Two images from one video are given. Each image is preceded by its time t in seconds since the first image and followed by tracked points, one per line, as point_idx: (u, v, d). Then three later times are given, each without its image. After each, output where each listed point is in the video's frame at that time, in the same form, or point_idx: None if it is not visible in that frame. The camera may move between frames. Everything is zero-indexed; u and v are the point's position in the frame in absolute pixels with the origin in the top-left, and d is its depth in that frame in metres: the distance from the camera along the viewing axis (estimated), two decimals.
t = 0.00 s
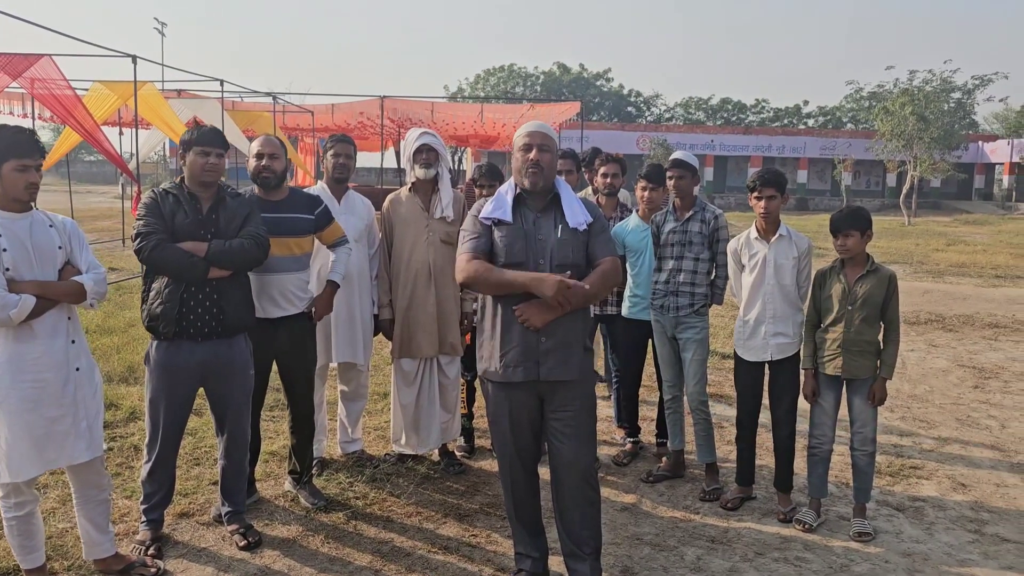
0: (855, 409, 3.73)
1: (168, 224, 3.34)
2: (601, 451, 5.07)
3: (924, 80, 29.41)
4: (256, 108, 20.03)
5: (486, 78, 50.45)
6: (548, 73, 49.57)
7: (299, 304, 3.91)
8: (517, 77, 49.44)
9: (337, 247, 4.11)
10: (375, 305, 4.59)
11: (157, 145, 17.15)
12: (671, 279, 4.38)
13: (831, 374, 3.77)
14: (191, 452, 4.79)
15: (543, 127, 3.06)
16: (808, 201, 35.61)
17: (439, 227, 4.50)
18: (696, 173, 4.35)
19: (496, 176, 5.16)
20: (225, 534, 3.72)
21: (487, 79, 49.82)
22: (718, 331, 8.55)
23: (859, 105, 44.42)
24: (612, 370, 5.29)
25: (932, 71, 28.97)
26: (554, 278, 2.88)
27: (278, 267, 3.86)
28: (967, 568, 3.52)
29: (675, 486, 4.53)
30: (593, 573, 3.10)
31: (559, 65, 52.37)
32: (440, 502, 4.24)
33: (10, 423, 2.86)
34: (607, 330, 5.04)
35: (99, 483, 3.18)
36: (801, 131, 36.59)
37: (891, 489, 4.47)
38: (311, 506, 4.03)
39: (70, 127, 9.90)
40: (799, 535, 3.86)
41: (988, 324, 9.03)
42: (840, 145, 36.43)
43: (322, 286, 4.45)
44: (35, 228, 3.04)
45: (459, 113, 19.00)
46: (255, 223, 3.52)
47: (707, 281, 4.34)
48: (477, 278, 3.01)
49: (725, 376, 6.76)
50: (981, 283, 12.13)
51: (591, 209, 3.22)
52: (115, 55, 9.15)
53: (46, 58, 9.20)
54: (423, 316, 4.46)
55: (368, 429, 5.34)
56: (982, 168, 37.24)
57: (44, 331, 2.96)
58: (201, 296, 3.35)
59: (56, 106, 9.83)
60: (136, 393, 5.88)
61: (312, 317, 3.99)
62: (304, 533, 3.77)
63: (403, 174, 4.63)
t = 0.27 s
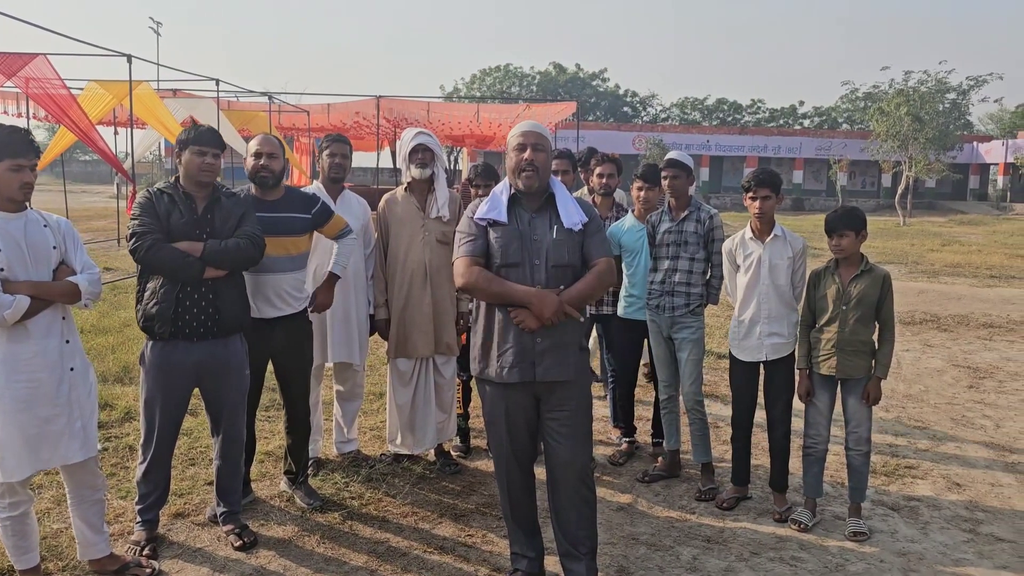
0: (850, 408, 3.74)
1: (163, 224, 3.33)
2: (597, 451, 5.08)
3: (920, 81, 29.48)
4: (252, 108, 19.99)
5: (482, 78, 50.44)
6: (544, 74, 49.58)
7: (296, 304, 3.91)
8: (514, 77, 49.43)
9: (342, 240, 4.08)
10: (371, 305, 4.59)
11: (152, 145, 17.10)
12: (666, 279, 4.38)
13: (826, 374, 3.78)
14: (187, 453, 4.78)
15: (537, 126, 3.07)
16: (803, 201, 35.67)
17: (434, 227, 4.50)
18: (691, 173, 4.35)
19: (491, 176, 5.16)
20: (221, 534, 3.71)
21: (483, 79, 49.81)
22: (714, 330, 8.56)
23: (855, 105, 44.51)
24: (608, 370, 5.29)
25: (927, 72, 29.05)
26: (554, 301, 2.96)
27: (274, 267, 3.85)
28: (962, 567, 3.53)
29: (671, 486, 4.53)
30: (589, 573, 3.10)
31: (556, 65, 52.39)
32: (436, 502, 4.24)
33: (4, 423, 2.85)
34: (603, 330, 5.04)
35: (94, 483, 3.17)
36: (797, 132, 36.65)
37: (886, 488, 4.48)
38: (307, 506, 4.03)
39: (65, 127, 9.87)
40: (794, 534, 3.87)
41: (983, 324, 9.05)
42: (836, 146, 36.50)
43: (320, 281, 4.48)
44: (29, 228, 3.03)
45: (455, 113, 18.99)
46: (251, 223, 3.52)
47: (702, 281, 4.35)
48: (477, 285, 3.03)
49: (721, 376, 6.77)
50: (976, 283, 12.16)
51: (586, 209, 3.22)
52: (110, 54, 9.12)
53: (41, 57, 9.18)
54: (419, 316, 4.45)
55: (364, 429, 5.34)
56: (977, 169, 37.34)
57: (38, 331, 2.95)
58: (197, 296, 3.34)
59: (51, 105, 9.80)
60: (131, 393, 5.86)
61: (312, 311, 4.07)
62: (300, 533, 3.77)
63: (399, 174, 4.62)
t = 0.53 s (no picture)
0: (845, 408, 3.75)
1: (157, 224, 3.32)
2: (593, 452, 5.08)
3: (914, 82, 29.58)
4: (247, 108, 19.96)
5: (478, 78, 50.44)
6: (540, 74, 49.61)
7: (292, 304, 3.91)
8: (510, 78, 49.45)
9: (340, 233, 4.09)
10: (366, 305, 4.58)
11: (147, 145, 17.05)
12: (662, 279, 4.38)
13: (821, 374, 3.78)
14: (182, 453, 4.76)
15: (534, 127, 3.07)
16: (799, 202, 35.76)
17: (430, 227, 4.49)
18: (686, 174, 4.36)
19: (487, 176, 5.16)
20: (216, 535, 3.70)
21: (479, 80, 49.83)
22: (709, 331, 8.58)
23: (850, 106, 44.63)
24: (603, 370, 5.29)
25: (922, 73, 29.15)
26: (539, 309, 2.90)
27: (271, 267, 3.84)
28: (956, 567, 3.54)
29: (666, 486, 4.53)
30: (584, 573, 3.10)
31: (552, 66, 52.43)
32: (432, 502, 4.24)
33: None
34: (598, 330, 5.04)
35: (88, 484, 3.16)
36: (792, 133, 36.73)
37: (881, 488, 4.49)
38: (302, 507, 4.02)
39: (59, 127, 9.85)
40: (790, 534, 3.87)
41: (977, 324, 9.08)
42: (831, 146, 36.59)
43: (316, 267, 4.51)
44: (24, 228, 3.01)
45: (451, 113, 18.99)
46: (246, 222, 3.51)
47: (698, 282, 4.35)
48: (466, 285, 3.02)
49: (716, 376, 6.78)
50: (970, 283, 12.21)
51: (582, 209, 3.22)
52: (104, 54, 9.11)
53: (35, 56, 9.19)
54: (414, 316, 4.45)
55: (360, 429, 5.33)
56: (971, 170, 37.47)
57: (32, 332, 2.94)
58: (192, 296, 3.33)
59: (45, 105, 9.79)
60: (126, 394, 5.84)
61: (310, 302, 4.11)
62: (295, 534, 3.76)
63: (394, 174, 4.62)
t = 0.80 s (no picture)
0: (840, 409, 3.76)
1: (152, 223, 3.30)
2: (588, 452, 5.08)
3: (909, 84, 29.68)
4: (243, 108, 19.92)
5: (474, 79, 50.45)
6: (536, 75, 49.63)
7: (287, 304, 3.90)
8: (505, 78, 49.47)
9: (336, 237, 4.08)
10: (362, 306, 4.58)
11: (142, 145, 17.00)
12: (658, 279, 4.38)
13: (816, 375, 3.79)
14: (177, 454, 4.75)
15: (537, 130, 3.05)
16: (794, 203, 35.83)
17: (426, 227, 4.49)
18: (681, 174, 4.37)
19: (483, 176, 5.16)
20: (211, 536, 3.69)
21: (475, 81, 49.84)
22: (705, 332, 8.59)
23: (845, 107, 44.76)
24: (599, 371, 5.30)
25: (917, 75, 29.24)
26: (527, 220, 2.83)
27: (267, 267, 3.84)
28: (951, 568, 3.55)
29: (662, 487, 4.53)
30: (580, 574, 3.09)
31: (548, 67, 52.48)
32: (427, 503, 4.23)
33: None
34: (594, 331, 5.05)
35: (82, 485, 3.14)
36: (787, 134, 36.82)
37: (876, 489, 4.50)
38: (297, 508, 4.01)
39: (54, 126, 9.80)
40: (785, 535, 3.88)
41: (972, 325, 9.11)
42: (826, 148, 36.68)
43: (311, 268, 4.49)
44: (19, 229, 3.00)
45: (447, 114, 18.98)
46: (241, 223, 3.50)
47: (693, 282, 4.36)
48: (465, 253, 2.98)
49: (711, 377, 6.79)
50: (964, 284, 12.25)
51: (580, 212, 3.22)
52: (100, 53, 9.09)
53: (30, 56, 9.15)
54: (410, 316, 4.44)
55: (355, 430, 5.33)
56: (965, 171, 37.61)
57: (26, 332, 2.93)
58: (187, 297, 3.32)
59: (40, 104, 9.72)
60: (121, 395, 5.82)
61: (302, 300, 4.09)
62: (290, 535, 3.75)
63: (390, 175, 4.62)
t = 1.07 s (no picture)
0: (835, 410, 3.76)
1: (146, 224, 3.29)
2: (584, 453, 5.08)
3: (904, 85, 29.78)
4: (238, 108, 19.89)
5: (470, 80, 50.47)
6: (532, 76, 49.67)
7: (282, 305, 3.88)
8: (501, 79, 49.49)
9: (331, 238, 4.08)
10: (357, 307, 4.57)
11: (137, 145, 16.95)
12: (653, 280, 4.38)
13: (813, 376, 3.81)
14: (171, 455, 4.73)
15: (533, 130, 3.05)
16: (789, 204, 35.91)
17: (421, 228, 4.49)
18: (677, 176, 4.37)
19: (479, 177, 5.16)
20: (205, 537, 3.68)
21: (471, 81, 49.86)
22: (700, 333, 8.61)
23: (840, 109, 44.88)
24: (594, 372, 5.30)
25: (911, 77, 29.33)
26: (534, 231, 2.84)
27: (263, 268, 3.83)
28: (945, 568, 3.56)
29: (657, 488, 4.54)
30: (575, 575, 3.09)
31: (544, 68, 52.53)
32: (423, 504, 4.23)
33: None
34: (589, 332, 5.05)
35: (76, 487, 3.12)
36: (783, 135, 36.90)
37: (870, 489, 4.51)
38: (292, 509, 4.00)
39: (49, 126, 9.81)
40: (780, 536, 3.88)
41: (966, 326, 9.14)
42: (821, 149, 36.77)
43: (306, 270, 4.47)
44: (14, 229, 2.99)
45: (442, 115, 18.98)
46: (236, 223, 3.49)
47: (689, 283, 4.37)
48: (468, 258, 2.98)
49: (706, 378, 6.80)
50: (959, 286, 12.29)
51: (576, 215, 3.21)
52: (95, 53, 9.10)
53: (25, 56, 9.22)
54: (405, 317, 4.44)
55: (351, 431, 5.32)
56: (960, 172, 37.73)
57: (21, 333, 2.92)
58: (182, 298, 3.31)
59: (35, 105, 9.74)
60: (116, 395, 5.81)
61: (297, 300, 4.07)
62: (285, 536, 3.74)
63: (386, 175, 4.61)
